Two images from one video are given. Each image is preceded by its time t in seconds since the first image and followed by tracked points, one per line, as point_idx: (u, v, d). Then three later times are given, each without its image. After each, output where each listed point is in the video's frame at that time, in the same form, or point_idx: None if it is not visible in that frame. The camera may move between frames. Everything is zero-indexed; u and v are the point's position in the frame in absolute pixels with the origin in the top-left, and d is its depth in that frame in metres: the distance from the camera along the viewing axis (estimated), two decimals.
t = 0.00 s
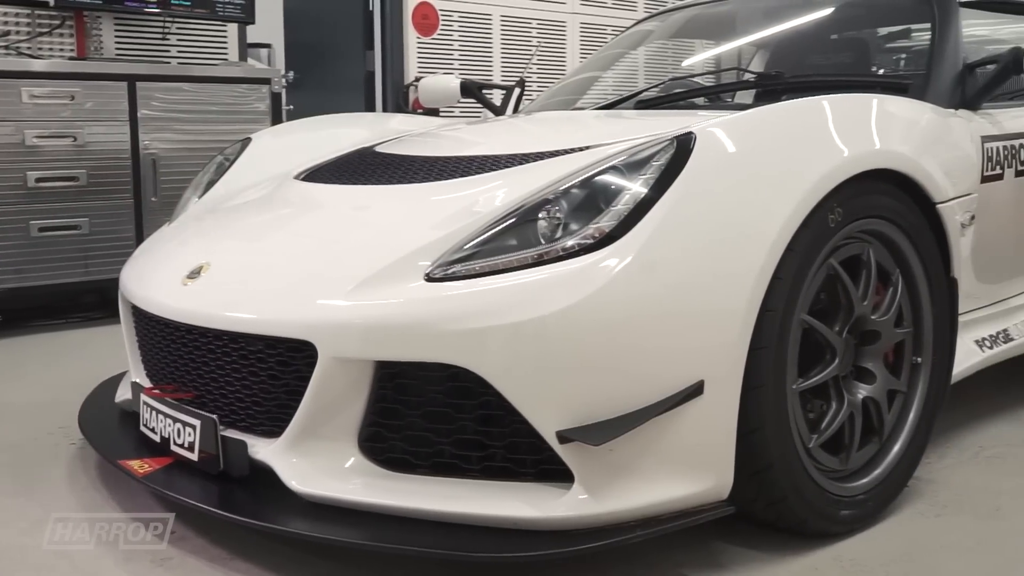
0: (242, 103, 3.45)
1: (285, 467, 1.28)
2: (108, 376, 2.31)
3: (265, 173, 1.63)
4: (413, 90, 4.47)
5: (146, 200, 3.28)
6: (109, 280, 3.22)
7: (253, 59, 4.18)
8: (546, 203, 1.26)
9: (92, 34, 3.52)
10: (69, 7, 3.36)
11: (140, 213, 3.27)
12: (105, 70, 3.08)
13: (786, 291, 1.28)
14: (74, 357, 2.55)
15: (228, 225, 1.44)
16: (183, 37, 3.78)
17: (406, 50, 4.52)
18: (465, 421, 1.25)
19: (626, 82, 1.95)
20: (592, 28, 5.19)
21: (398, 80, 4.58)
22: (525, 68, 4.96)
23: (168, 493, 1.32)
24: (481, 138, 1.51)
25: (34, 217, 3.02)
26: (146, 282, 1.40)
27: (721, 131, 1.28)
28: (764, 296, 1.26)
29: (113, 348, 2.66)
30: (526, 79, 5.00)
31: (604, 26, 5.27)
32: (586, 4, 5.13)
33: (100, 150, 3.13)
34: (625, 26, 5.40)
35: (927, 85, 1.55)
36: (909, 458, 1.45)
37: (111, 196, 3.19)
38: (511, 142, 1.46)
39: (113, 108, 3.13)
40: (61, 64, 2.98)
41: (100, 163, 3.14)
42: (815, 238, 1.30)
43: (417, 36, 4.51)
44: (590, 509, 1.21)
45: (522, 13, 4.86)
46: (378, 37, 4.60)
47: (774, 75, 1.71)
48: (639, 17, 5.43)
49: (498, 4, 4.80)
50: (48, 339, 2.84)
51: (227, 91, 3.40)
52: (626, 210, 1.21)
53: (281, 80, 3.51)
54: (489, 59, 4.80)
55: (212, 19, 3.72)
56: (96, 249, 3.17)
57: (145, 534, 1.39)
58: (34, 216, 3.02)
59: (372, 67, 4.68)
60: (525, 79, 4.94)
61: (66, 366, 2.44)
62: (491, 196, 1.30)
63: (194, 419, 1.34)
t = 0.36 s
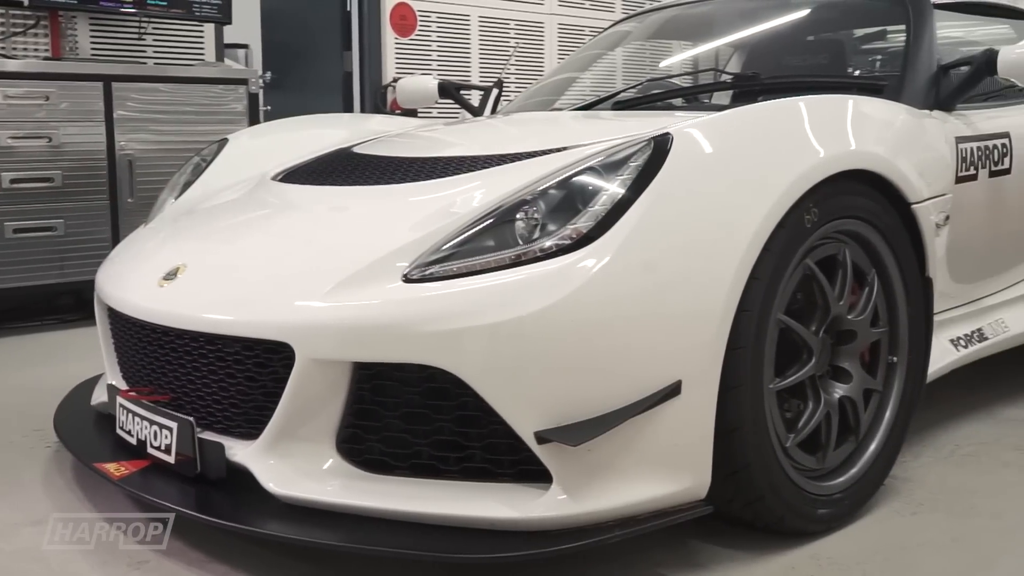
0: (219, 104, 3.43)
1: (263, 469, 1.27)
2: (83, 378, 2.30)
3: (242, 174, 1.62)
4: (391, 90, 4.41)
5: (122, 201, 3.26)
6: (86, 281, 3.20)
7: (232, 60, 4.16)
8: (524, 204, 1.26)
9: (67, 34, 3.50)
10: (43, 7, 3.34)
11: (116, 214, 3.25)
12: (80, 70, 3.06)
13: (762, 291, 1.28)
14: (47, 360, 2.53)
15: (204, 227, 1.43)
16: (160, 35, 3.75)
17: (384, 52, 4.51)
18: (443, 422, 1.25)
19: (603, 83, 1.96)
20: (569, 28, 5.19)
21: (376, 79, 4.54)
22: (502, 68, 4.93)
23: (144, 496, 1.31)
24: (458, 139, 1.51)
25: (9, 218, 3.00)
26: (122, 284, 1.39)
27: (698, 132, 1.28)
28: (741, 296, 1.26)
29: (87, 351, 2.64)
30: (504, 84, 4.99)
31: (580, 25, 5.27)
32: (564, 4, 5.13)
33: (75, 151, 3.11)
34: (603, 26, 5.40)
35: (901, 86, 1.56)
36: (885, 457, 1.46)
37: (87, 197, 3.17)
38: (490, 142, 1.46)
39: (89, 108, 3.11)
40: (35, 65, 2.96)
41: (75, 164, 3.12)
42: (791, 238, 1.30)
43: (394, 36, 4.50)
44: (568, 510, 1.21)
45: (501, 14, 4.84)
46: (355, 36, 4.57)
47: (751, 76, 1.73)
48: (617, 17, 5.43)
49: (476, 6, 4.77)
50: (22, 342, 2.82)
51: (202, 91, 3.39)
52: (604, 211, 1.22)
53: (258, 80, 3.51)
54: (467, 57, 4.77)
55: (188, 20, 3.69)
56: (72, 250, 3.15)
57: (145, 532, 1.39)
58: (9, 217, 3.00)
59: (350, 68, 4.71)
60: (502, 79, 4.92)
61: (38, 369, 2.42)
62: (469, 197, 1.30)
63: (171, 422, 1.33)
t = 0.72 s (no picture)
0: (193, 105, 3.44)
1: (238, 472, 1.27)
2: (54, 382, 2.28)
3: (216, 175, 1.62)
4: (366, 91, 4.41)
5: (96, 202, 3.24)
6: (59, 283, 3.17)
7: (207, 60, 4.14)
8: (499, 205, 1.26)
9: (38, 34, 3.45)
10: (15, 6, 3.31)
11: (89, 215, 3.23)
12: (52, 70, 3.04)
13: (737, 291, 1.29)
14: (17, 364, 2.50)
15: (178, 228, 1.42)
16: (134, 35, 3.73)
17: (360, 52, 4.48)
18: (418, 424, 1.25)
19: (579, 84, 1.96)
20: (545, 31, 5.17)
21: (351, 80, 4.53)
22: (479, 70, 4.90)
23: (118, 499, 1.31)
24: (434, 140, 1.51)
25: None
26: (95, 286, 1.38)
27: (673, 133, 1.29)
28: (716, 296, 1.27)
29: (59, 354, 2.62)
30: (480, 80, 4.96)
31: (558, 27, 5.26)
32: (540, 6, 5.12)
33: (47, 153, 3.09)
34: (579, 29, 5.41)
35: (874, 87, 1.57)
36: (859, 456, 1.47)
37: (60, 199, 3.14)
38: (465, 143, 1.46)
39: (61, 109, 3.09)
40: (6, 65, 2.93)
41: (49, 165, 3.10)
42: (765, 239, 1.31)
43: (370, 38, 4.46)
44: (543, 511, 1.21)
45: (478, 15, 4.80)
46: (332, 37, 4.54)
47: (726, 78, 1.72)
48: (593, 19, 5.44)
49: (451, 7, 4.71)
50: None
51: (177, 92, 3.38)
52: (579, 211, 1.22)
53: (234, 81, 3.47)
54: (443, 53, 4.71)
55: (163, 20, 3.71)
56: (45, 252, 3.12)
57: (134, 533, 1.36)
58: None
59: (325, 68, 4.69)
60: (479, 80, 4.89)
61: (9, 373, 2.40)
62: (444, 198, 1.30)
63: (145, 425, 1.33)
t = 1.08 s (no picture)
0: (164, 106, 3.41)
1: (209, 475, 1.26)
2: (22, 387, 2.26)
3: (187, 176, 1.61)
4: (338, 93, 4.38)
5: (65, 204, 3.21)
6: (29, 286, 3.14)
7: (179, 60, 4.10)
8: (471, 206, 1.26)
9: (6, 35, 3.41)
10: None
11: (59, 217, 3.20)
12: (21, 71, 3.00)
13: (709, 292, 1.29)
14: None
15: (148, 230, 1.41)
16: (103, 36, 3.69)
17: (332, 53, 4.44)
18: (391, 426, 1.25)
19: (552, 85, 1.97)
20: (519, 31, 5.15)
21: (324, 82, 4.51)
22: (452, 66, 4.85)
23: (88, 503, 1.30)
24: (407, 141, 1.50)
25: None
26: (65, 289, 1.37)
27: (645, 134, 1.29)
28: (688, 297, 1.27)
29: (27, 358, 2.59)
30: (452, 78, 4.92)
31: (530, 28, 5.24)
32: (514, 7, 5.10)
33: (16, 154, 3.05)
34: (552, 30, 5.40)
35: (844, 89, 1.58)
36: (831, 455, 1.48)
37: (28, 201, 3.10)
38: (439, 144, 1.46)
39: (30, 110, 3.05)
40: None
41: (18, 167, 3.06)
42: (736, 240, 1.31)
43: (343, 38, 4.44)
44: (517, 512, 1.21)
45: (452, 15, 4.79)
46: (303, 41, 4.49)
47: (697, 79, 1.74)
48: (567, 20, 5.43)
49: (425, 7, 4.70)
50: None
51: (148, 93, 3.36)
52: (551, 213, 1.22)
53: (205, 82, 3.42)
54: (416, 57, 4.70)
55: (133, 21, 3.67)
56: (13, 255, 3.09)
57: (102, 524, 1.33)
58: None
59: (297, 70, 4.57)
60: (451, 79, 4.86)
61: None
62: (417, 200, 1.30)
63: (115, 428, 1.32)
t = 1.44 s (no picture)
0: (141, 106, 3.39)
1: (186, 478, 1.25)
2: None
3: (163, 177, 1.60)
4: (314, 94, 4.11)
5: (39, 205, 3.16)
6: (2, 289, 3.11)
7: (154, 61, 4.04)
8: (448, 207, 1.26)
9: None
10: None
11: (33, 217, 3.14)
12: None
13: (686, 292, 1.30)
14: None
15: (123, 232, 1.40)
16: (77, 37, 3.64)
17: (310, 55, 4.19)
18: (368, 428, 1.24)
19: (530, 85, 1.96)
20: (498, 32, 4.91)
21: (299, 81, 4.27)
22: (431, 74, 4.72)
23: (62, 507, 1.29)
24: (385, 142, 1.50)
25: None
26: (39, 292, 1.36)
27: (622, 135, 1.29)
28: (665, 297, 1.28)
29: None
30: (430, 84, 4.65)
31: (510, 29, 5.00)
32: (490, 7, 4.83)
33: None
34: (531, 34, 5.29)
35: (819, 90, 1.59)
36: (807, 454, 1.49)
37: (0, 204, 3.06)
38: (416, 145, 1.46)
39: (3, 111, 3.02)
40: None
41: None
42: (712, 241, 1.32)
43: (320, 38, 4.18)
44: (494, 513, 1.21)
45: (430, 17, 4.54)
46: (281, 39, 4.26)
47: (674, 80, 1.77)
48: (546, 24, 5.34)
49: (400, 8, 4.44)
50: None
51: (124, 94, 3.33)
52: (528, 213, 1.22)
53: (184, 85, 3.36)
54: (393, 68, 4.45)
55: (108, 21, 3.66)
56: None
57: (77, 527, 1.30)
58: None
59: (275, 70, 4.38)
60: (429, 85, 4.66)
61: None
62: (393, 201, 1.29)
63: (91, 431, 1.31)
